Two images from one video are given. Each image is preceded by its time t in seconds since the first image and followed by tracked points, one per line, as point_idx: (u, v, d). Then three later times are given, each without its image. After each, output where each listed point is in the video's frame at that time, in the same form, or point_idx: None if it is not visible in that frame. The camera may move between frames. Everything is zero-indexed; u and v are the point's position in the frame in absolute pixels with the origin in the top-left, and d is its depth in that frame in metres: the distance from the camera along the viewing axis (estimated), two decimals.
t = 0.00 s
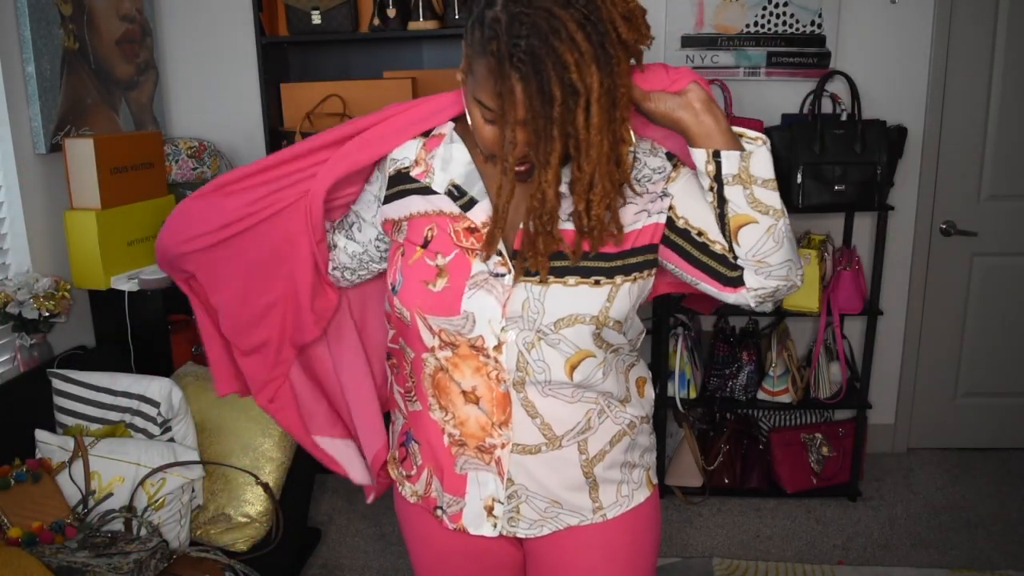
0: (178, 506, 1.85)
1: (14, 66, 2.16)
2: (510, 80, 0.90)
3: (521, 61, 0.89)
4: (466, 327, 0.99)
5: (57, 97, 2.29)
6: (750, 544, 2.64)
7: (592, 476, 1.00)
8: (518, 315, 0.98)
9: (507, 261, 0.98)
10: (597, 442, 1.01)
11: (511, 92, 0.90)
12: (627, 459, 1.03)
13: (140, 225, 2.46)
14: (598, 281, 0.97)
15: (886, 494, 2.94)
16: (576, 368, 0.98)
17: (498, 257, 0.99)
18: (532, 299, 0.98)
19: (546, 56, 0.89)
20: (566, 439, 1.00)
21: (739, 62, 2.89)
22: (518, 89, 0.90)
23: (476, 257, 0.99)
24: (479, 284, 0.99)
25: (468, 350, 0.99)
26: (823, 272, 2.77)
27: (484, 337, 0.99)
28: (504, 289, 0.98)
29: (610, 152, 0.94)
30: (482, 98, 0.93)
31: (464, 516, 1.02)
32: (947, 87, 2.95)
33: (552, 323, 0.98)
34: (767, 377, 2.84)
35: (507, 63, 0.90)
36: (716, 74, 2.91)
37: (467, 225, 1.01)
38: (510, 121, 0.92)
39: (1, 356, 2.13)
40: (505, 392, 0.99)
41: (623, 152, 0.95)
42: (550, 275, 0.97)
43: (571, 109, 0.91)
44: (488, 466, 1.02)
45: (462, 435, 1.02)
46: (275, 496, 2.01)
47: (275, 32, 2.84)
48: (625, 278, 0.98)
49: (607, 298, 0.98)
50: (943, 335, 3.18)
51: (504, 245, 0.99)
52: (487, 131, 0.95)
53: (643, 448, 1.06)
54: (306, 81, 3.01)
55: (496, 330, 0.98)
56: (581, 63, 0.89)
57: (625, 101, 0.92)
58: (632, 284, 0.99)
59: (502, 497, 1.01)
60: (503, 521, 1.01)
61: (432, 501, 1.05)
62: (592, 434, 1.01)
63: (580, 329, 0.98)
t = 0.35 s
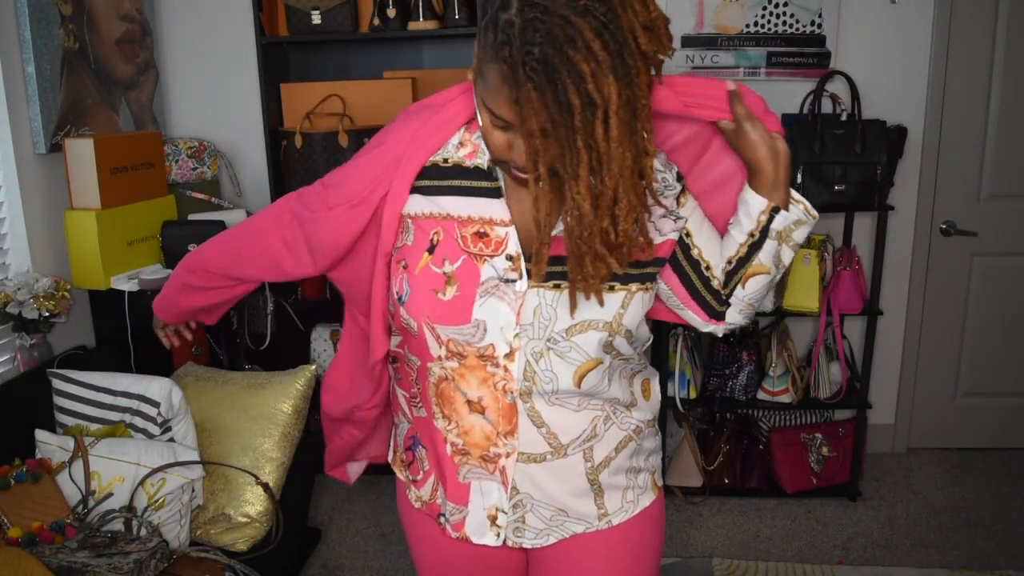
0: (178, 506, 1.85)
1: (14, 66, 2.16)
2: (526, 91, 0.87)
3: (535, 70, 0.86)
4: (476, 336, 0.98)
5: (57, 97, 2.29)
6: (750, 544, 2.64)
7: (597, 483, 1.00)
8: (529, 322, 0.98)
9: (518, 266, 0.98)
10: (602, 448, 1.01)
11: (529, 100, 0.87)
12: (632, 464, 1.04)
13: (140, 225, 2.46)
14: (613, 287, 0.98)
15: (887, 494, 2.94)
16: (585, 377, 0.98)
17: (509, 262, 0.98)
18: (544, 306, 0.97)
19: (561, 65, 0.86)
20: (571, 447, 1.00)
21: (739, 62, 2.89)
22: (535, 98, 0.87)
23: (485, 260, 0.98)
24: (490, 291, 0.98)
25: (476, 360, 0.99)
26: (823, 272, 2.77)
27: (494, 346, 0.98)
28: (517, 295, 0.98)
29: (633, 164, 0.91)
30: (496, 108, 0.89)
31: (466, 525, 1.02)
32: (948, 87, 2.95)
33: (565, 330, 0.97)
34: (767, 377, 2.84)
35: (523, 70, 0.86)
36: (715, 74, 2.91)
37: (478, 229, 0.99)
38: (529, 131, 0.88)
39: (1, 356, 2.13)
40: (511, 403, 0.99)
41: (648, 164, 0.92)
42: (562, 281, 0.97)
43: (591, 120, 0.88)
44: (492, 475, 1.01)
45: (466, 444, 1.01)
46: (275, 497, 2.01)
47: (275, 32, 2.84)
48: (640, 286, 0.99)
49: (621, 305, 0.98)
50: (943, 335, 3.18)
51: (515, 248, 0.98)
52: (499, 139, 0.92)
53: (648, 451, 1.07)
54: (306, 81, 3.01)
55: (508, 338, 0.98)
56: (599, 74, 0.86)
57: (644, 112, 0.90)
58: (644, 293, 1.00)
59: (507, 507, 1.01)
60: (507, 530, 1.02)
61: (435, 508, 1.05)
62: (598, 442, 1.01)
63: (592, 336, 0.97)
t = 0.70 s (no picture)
0: (178, 506, 1.85)
1: (14, 66, 2.16)
2: (524, 94, 0.86)
3: (537, 71, 0.86)
4: (475, 339, 0.98)
5: (57, 97, 2.29)
6: (750, 544, 2.64)
7: (597, 485, 1.01)
8: (529, 322, 0.98)
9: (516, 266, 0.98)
10: (602, 450, 1.01)
11: (526, 103, 0.87)
12: (631, 466, 1.04)
13: (140, 225, 2.46)
14: (613, 288, 0.98)
15: (886, 494, 2.94)
16: (585, 379, 0.98)
17: (508, 263, 0.98)
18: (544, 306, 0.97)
19: (562, 67, 0.86)
20: (571, 449, 1.00)
21: (739, 62, 2.89)
22: (533, 100, 0.87)
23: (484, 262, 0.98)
24: (490, 292, 0.98)
25: (476, 362, 0.99)
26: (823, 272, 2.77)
27: (494, 348, 0.98)
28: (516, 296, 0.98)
29: (625, 168, 0.91)
30: (495, 110, 0.89)
31: (465, 530, 1.02)
32: (948, 87, 2.95)
33: (566, 331, 0.97)
34: (767, 377, 2.84)
35: (524, 70, 0.86)
36: (715, 74, 2.91)
37: (478, 230, 0.99)
38: (524, 134, 0.88)
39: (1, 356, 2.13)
40: (511, 405, 0.99)
41: (639, 169, 0.92)
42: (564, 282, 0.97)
43: (584, 127, 0.88)
44: (492, 478, 1.01)
45: (466, 447, 1.01)
46: (275, 497, 2.01)
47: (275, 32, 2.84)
48: (640, 287, 0.99)
49: (623, 305, 0.98)
50: (943, 335, 3.18)
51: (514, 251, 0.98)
52: (500, 142, 0.91)
53: (646, 453, 1.07)
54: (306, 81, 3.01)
55: (508, 338, 0.98)
56: (597, 78, 0.86)
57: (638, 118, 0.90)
58: (644, 295, 0.99)
59: (507, 510, 1.01)
60: (507, 534, 1.02)
61: (433, 511, 1.05)
62: (598, 444, 1.01)
63: (593, 337, 0.97)
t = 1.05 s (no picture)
0: (178, 506, 1.85)
1: (14, 66, 2.16)
2: (518, 88, 0.87)
3: (526, 65, 0.87)
4: (469, 335, 0.98)
5: (57, 97, 2.29)
6: (750, 544, 2.64)
7: (593, 483, 1.01)
8: (523, 317, 0.98)
9: (509, 262, 0.98)
10: (597, 448, 1.01)
11: (520, 96, 0.87)
12: (628, 464, 1.04)
13: (140, 225, 2.46)
14: (606, 278, 0.98)
15: (886, 494, 2.94)
16: (579, 369, 0.98)
17: (500, 258, 0.98)
18: (538, 300, 0.97)
19: (550, 60, 0.87)
20: (568, 447, 1.00)
21: (739, 62, 2.89)
22: (526, 94, 0.88)
23: (477, 259, 0.98)
24: (483, 288, 0.98)
25: (470, 359, 0.99)
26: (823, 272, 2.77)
27: (488, 343, 0.98)
28: (509, 292, 0.98)
29: (622, 157, 0.93)
30: (487, 108, 0.89)
31: (464, 528, 1.02)
32: (948, 86, 2.95)
33: (560, 322, 0.97)
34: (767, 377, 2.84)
35: (513, 65, 0.87)
36: (715, 74, 2.91)
37: (470, 226, 0.99)
38: (521, 129, 0.89)
39: (1, 356, 2.13)
40: (506, 402, 0.99)
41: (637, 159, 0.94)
42: (556, 273, 0.97)
43: (580, 116, 0.90)
44: (489, 476, 1.02)
45: (461, 446, 1.01)
46: (275, 497, 2.01)
47: (275, 32, 2.84)
48: (633, 277, 0.99)
49: (615, 295, 0.98)
50: (942, 335, 3.18)
51: (506, 245, 0.98)
52: (491, 138, 0.91)
53: (643, 452, 1.07)
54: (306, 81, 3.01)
55: (502, 333, 0.98)
56: (586, 69, 0.88)
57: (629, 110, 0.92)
58: (638, 283, 1.00)
59: (503, 508, 1.01)
60: (504, 532, 1.02)
61: (431, 511, 1.05)
62: (594, 441, 1.01)
63: (589, 329, 0.97)
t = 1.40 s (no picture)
0: (178, 506, 1.85)
1: (14, 65, 2.16)
2: (496, 77, 0.89)
3: (509, 53, 0.88)
4: (469, 331, 0.98)
5: (57, 97, 2.29)
6: (750, 544, 2.64)
7: (591, 480, 1.01)
8: (523, 314, 0.98)
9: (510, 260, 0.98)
10: (595, 446, 1.01)
11: (498, 85, 0.89)
12: (625, 462, 1.04)
13: (140, 225, 2.46)
14: (606, 277, 0.98)
15: (886, 495, 2.94)
16: (577, 367, 0.98)
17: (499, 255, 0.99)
18: (539, 297, 0.98)
19: (534, 49, 0.88)
20: (567, 444, 1.00)
21: (739, 62, 2.89)
22: (506, 85, 0.89)
23: (478, 255, 0.98)
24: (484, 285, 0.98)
25: (470, 356, 0.99)
26: (824, 272, 2.77)
27: (488, 340, 0.98)
28: (511, 290, 0.98)
29: (603, 153, 0.92)
30: (472, 95, 0.91)
31: (461, 527, 1.02)
32: (948, 86, 2.95)
33: (560, 320, 0.98)
34: (767, 378, 2.84)
35: (496, 55, 0.89)
36: (715, 74, 2.91)
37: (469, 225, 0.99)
38: (490, 117, 0.91)
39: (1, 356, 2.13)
40: (506, 399, 0.99)
41: (620, 157, 0.93)
42: (558, 272, 0.98)
43: (554, 108, 0.89)
44: (487, 475, 1.01)
45: (461, 444, 1.01)
46: (275, 496, 2.01)
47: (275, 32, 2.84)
48: (632, 276, 0.99)
49: (615, 294, 0.98)
50: (942, 335, 3.18)
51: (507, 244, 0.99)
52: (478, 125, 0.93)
53: (640, 450, 1.06)
54: (306, 81, 3.01)
55: (502, 330, 0.98)
56: (568, 60, 0.89)
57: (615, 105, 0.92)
58: (636, 283, 1.00)
59: (501, 506, 1.01)
60: (502, 530, 1.02)
61: (430, 509, 1.05)
62: (592, 439, 1.01)
63: (587, 326, 0.98)
